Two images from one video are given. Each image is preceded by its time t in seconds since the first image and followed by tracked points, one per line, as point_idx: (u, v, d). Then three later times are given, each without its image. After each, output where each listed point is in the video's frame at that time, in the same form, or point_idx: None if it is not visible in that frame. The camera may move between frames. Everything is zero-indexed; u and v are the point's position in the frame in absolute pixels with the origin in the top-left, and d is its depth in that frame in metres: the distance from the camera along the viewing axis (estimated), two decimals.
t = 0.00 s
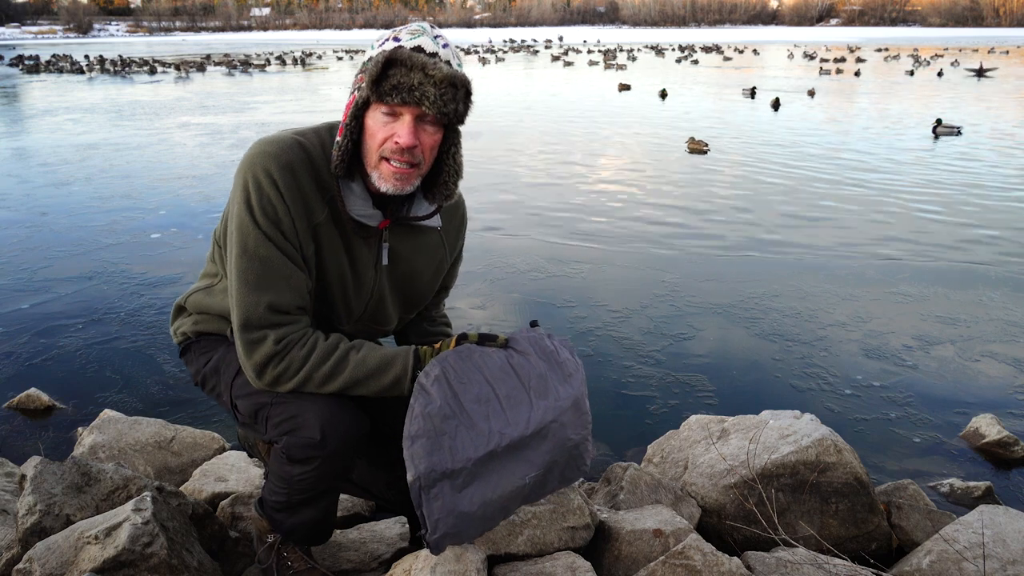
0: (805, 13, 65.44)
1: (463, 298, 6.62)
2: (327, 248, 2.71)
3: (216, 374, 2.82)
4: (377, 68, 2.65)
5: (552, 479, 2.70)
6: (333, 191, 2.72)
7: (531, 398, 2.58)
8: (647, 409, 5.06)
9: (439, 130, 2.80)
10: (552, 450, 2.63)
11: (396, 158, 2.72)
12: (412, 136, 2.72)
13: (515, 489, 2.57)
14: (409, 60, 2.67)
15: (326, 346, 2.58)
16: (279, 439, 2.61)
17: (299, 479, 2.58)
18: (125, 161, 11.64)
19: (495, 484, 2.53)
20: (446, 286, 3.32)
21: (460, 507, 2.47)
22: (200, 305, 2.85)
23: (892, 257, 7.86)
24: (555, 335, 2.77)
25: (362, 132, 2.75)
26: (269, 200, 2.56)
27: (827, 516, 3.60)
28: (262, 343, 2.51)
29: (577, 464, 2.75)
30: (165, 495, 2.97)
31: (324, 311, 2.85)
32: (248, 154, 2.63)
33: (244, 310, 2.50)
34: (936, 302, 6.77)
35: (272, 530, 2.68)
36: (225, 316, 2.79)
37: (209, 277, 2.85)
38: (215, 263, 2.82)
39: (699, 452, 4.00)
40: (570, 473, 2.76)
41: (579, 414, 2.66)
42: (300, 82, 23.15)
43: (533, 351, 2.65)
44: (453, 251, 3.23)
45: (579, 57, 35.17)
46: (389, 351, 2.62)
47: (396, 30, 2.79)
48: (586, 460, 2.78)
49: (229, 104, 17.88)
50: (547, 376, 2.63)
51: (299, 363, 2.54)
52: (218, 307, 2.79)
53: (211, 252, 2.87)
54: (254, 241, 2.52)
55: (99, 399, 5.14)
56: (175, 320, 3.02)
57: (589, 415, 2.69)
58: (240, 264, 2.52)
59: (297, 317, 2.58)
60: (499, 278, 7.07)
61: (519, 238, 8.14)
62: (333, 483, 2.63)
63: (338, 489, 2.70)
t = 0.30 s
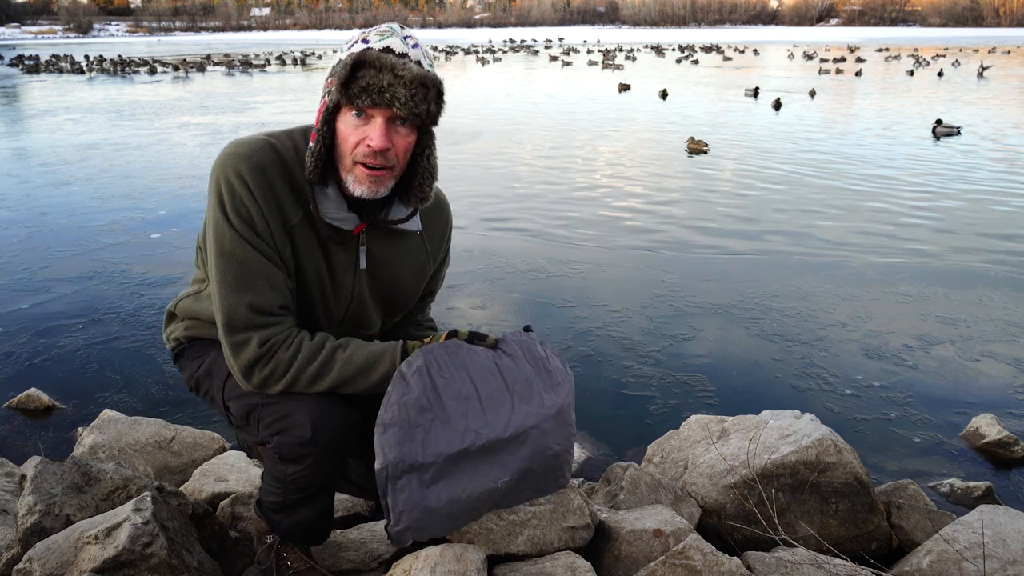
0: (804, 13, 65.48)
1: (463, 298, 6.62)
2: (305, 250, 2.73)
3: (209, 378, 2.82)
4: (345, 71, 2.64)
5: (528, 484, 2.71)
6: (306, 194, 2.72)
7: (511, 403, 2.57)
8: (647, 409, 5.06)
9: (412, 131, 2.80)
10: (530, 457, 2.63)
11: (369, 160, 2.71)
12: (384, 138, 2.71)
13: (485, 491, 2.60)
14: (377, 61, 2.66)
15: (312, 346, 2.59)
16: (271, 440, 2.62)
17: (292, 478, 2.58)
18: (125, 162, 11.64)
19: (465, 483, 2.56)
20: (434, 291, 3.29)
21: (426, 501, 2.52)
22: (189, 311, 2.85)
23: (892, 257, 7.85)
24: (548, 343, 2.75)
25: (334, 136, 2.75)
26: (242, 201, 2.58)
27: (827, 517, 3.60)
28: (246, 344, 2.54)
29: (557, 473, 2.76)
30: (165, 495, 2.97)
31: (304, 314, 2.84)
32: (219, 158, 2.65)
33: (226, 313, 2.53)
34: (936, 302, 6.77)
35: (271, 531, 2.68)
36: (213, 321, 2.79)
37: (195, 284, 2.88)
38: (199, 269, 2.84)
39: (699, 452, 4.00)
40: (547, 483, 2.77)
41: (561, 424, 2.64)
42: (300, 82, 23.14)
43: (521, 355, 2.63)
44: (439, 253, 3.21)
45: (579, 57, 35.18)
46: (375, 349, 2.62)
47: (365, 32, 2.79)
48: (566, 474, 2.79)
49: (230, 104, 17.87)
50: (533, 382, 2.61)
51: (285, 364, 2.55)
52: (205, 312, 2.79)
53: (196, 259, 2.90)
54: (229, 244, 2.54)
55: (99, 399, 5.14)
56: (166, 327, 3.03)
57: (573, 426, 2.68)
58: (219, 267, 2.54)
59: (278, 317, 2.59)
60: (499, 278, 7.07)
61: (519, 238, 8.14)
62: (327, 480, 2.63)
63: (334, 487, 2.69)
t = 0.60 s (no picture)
0: (804, 13, 65.53)
1: (464, 298, 6.62)
2: (308, 248, 2.73)
3: (210, 376, 2.82)
4: (352, 72, 2.64)
5: (526, 485, 2.69)
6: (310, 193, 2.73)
7: (509, 404, 2.58)
8: (647, 409, 5.06)
9: (417, 132, 2.80)
10: (527, 458, 2.63)
11: (374, 160, 2.71)
12: (390, 139, 2.71)
13: (481, 491, 2.58)
14: (383, 63, 2.66)
15: (314, 344, 2.59)
16: (272, 436, 2.61)
17: (293, 475, 2.58)
18: (125, 162, 11.64)
19: (460, 483, 2.55)
20: (435, 291, 3.28)
21: (421, 502, 2.50)
22: (192, 309, 2.85)
23: (891, 257, 7.86)
24: (550, 344, 2.75)
25: (340, 137, 2.75)
26: (246, 198, 2.58)
27: (827, 517, 3.60)
28: (249, 340, 2.54)
29: (556, 474, 2.74)
30: (165, 495, 2.97)
31: (305, 313, 2.84)
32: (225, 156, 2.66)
33: (229, 310, 2.53)
34: (936, 302, 6.77)
35: (271, 529, 2.67)
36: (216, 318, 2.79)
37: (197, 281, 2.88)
38: (202, 266, 2.84)
39: (699, 452, 4.00)
40: (546, 484, 2.75)
41: (560, 425, 2.64)
42: (300, 82, 23.14)
43: (521, 356, 2.64)
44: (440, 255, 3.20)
45: (579, 58, 35.17)
46: (377, 347, 2.62)
47: (370, 34, 2.79)
48: (565, 474, 2.77)
49: (230, 104, 17.87)
50: (533, 384, 2.61)
51: (287, 361, 2.55)
52: (208, 310, 2.79)
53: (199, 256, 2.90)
54: (233, 241, 2.55)
55: (99, 399, 5.14)
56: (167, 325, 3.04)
57: (572, 428, 2.67)
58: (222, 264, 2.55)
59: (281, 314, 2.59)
60: (499, 278, 7.07)
61: (519, 239, 8.14)
62: (327, 478, 2.63)
63: (334, 485, 2.69)
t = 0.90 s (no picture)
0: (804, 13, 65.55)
1: (464, 298, 6.62)
2: (319, 246, 2.73)
3: (217, 371, 2.82)
4: (369, 71, 2.64)
5: (530, 491, 2.64)
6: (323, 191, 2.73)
7: (514, 408, 2.55)
8: (647, 409, 5.06)
9: (432, 132, 2.79)
10: (531, 464, 2.58)
11: (389, 160, 2.72)
12: (405, 138, 2.71)
13: (484, 496, 2.55)
14: (400, 62, 2.66)
15: (322, 342, 2.59)
16: (277, 433, 2.62)
17: (297, 472, 2.59)
18: (125, 162, 11.64)
19: (463, 487, 2.53)
20: (443, 291, 3.28)
21: (423, 505, 2.51)
22: (200, 302, 2.86)
23: (890, 257, 7.86)
24: (557, 349, 2.71)
25: (355, 135, 2.75)
26: (260, 194, 2.59)
27: (827, 516, 3.60)
28: (257, 334, 2.54)
29: (561, 482, 2.67)
30: (165, 495, 2.97)
31: (313, 310, 2.84)
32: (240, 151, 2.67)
33: (240, 304, 2.53)
34: (936, 302, 6.77)
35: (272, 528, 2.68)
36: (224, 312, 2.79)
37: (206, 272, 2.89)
38: (211, 260, 2.84)
39: (699, 452, 4.00)
40: (550, 490, 2.68)
41: (564, 431, 2.59)
42: (300, 82, 23.14)
43: (527, 361, 2.61)
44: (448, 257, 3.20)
45: (579, 58, 35.16)
46: (385, 349, 2.62)
47: (388, 32, 2.79)
48: (570, 481, 2.70)
49: (229, 104, 17.87)
50: (538, 390, 2.58)
51: (295, 358, 2.55)
52: (217, 304, 2.79)
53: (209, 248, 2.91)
54: (245, 235, 2.54)
55: (99, 399, 5.14)
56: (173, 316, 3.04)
57: (577, 434, 2.62)
58: (234, 258, 2.55)
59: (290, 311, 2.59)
60: (499, 278, 7.07)
61: (519, 239, 8.13)
62: (331, 476, 2.64)
63: (337, 484, 2.70)
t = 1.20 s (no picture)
0: (804, 13, 65.57)
1: (464, 298, 6.62)
2: (323, 243, 2.74)
3: (219, 370, 2.83)
4: (374, 70, 2.64)
5: (532, 487, 2.68)
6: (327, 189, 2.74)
7: (520, 405, 2.56)
8: (647, 409, 5.06)
9: (435, 131, 2.79)
10: (535, 460, 2.61)
11: (393, 158, 2.71)
12: (409, 137, 2.71)
13: (489, 491, 2.58)
14: (406, 62, 2.66)
15: (329, 339, 2.60)
16: (282, 430, 2.61)
17: (301, 469, 2.57)
18: (125, 161, 11.64)
19: (468, 482, 2.55)
20: (445, 291, 3.28)
21: (428, 500, 2.51)
22: (202, 300, 2.85)
23: (890, 257, 7.86)
24: (561, 346, 2.73)
25: (359, 134, 2.75)
26: (265, 190, 2.59)
27: (827, 517, 3.60)
28: (265, 330, 2.54)
29: (562, 477, 2.72)
30: (165, 495, 2.97)
31: (317, 308, 2.85)
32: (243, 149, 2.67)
33: (248, 300, 2.53)
34: (936, 302, 6.77)
35: (270, 529, 2.67)
36: (226, 310, 2.79)
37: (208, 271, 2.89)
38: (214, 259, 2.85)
39: (699, 452, 4.00)
40: (552, 486, 2.73)
41: (568, 428, 2.62)
42: (300, 82, 23.14)
43: (533, 358, 2.62)
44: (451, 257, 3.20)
45: (579, 57, 35.14)
46: (391, 346, 2.63)
47: (393, 32, 2.79)
48: (571, 478, 2.75)
49: (229, 104, 17.87)
50: (543, 387, 2.59)
51: (302, 354, 2.55)
52: (218, 301, 2.79)
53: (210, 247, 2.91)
54: (251, 231, 2.55)
55: (99, 399, 5.14)
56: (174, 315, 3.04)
57: (580, 430, 2.65)
58: (240, 254, 2.55)
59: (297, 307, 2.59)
60: (499, 278, 7.07)
61: (519, 239, 8.13)
62: (334, 474, 2.64)
63: (339, 484, 2.70)
